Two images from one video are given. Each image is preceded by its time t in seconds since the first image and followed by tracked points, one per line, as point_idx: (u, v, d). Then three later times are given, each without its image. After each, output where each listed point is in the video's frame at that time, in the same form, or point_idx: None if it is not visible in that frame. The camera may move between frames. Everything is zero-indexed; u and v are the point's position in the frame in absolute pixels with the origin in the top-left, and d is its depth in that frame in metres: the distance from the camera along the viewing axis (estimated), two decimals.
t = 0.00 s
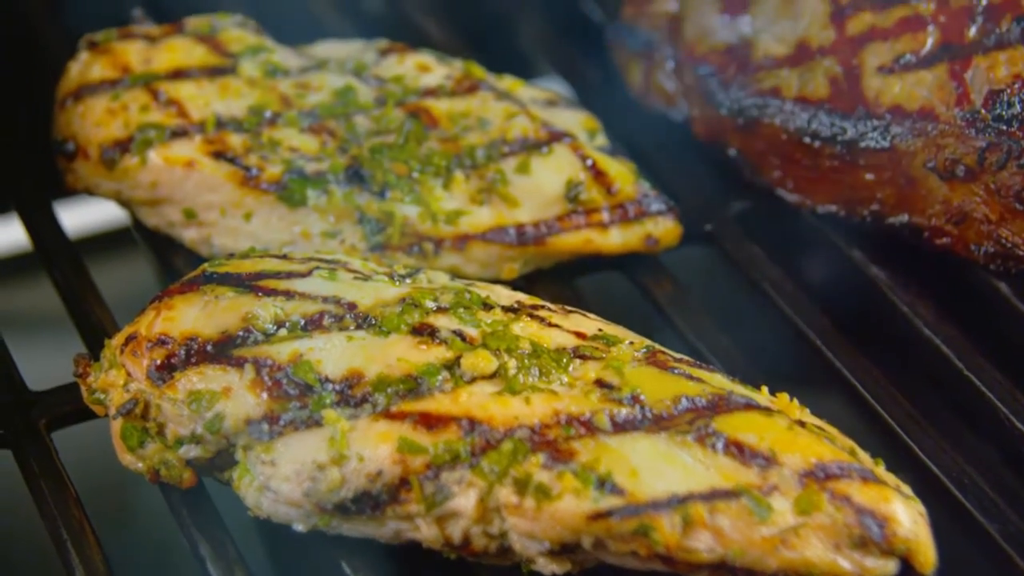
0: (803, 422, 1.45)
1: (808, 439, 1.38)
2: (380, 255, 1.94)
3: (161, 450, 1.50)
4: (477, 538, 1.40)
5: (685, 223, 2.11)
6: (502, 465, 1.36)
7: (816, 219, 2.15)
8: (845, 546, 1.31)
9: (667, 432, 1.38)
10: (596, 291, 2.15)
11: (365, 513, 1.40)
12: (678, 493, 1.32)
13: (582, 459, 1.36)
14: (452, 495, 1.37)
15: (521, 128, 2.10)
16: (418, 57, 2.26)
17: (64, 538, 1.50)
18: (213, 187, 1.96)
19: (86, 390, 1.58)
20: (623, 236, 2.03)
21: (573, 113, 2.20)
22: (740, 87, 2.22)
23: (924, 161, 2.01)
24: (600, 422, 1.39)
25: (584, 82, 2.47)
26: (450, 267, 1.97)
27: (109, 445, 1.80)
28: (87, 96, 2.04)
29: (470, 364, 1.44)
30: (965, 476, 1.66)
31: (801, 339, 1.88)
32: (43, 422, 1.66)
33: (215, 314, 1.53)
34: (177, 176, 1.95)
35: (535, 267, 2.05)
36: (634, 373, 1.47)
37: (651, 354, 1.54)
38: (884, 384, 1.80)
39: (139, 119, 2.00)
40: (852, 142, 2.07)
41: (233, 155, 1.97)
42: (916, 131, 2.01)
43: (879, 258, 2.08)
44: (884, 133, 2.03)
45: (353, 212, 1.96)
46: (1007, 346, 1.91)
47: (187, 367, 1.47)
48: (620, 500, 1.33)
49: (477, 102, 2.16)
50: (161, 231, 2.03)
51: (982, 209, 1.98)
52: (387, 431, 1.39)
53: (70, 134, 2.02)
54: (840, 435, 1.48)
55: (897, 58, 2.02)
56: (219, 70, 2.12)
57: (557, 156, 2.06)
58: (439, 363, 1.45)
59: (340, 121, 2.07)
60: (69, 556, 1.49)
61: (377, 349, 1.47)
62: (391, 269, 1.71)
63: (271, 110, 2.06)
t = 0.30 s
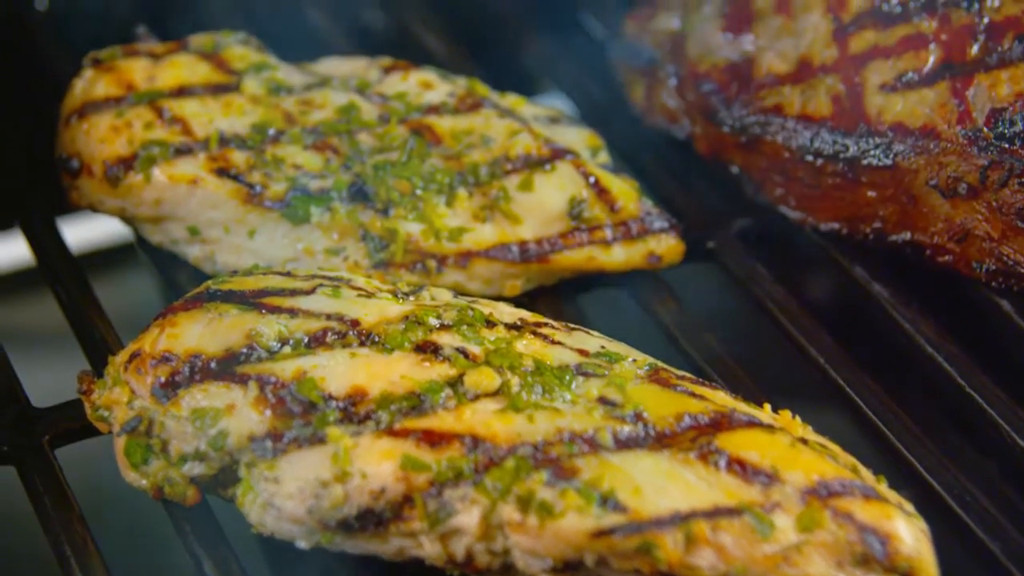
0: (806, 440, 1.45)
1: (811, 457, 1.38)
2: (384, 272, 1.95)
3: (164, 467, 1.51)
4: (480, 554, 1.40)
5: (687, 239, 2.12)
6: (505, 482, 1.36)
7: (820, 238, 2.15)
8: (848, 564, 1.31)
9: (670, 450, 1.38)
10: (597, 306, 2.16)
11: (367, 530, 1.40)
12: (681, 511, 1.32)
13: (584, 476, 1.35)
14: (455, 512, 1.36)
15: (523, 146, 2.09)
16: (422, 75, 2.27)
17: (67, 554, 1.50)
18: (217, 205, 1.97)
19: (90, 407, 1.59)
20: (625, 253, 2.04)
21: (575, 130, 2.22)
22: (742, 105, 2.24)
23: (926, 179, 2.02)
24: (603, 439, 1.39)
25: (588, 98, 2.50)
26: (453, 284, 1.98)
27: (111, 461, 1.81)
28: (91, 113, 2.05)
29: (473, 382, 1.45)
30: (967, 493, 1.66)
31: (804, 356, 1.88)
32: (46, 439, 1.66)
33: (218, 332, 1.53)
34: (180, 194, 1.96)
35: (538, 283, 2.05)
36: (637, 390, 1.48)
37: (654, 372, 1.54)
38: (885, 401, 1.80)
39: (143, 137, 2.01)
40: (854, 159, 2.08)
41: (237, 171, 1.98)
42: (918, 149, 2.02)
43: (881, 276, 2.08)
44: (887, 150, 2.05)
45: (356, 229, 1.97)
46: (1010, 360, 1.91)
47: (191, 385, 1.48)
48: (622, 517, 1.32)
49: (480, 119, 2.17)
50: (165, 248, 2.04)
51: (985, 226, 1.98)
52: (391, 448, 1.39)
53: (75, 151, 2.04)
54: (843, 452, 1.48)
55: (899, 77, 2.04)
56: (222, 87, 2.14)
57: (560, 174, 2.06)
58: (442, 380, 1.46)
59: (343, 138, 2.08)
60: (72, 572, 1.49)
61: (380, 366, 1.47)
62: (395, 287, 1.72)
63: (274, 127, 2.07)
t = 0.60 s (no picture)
0: (808, 461, 1.46)
1: (814, 478, 1.39)
2: (387, 292, 1.96)
3: (169, 487, 1.51)
4: None
5: (690, 261, 2.11)
6: (509, 503, 1.35)
7: (822, 258, 2.15)
8: None
9: (673, 470, 1.39)
10: (601, 327, 2.18)
11: (372, 550, 1.40)
12: (684, 531, 1.31)
13: (587, 497, 1.35)
14: (459, 532, 1.35)
15: (527, 166, 2.10)
16: (425, 96, 2.28)
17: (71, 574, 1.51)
18: (221, 226, 1.98)
19: (95, 427, 1.59)
20: (628, 274, 2.05)
21: (578, 150, 2.23)
22: (745, 126, 2.25)
23: (929, 200, 2.03)
24: (606, 459, 1.39)
25: (594, 119, 2.51)
26: (457, 304, 1.99)
27: (116, 480, 1.84)
28: (96, 133, 2.07)
29: (477, 403, 1.46)
30: (970, 513, 1.66)
31: (806, 377, 1.88)
32: (51, 459, 1.66)
33: (223, 352, 1.54)
34: (185, 214, 1.97)
35: (540, 304, 2.06)
36: (641, 412, 1.48)
37: (657, 393, 1.55)
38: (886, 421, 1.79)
39: (148, 157, 2.03)
40: (857, 180, 2.09)
41: (241, 192, 2.00)
42: (921, 170, 2.03)
43: (883, 296, 2.09)
44: (890, 171, 2.06)
45: (360, 249, 1.98)
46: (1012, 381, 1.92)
47: (196, 405, 1.48)
48: (625, 537, 1.31)
49: (484, 140, 2.17)
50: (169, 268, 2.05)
51: (987, 247, 1.99)
52: (394, 468, 1.39)
53: (79, 171, 2.05)
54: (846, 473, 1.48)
55: (901, 98, 2.07)
56: (226, 108, 2.16)
57: (563, 195, 2.07)
58: (446, 402, 1.47)
59: (347, 158, 2.10)
60: None
61: (385, 387, 1.49)
62: (399, 307, 1.72)
63: (279, 148, 2.09)
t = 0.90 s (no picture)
0: (811, 476, 1.46)
1: (816, 493, 1.39)
2: (391, 308, 1.97)
3: (172, 501, 1.51)
4: None
5: (693, 277, 2.12)
6: (512, 518, 1.35)
7: (825, 274, 2.15)
8: None
9: (675, 486, 1.39)
10: (604, 343, 2.19)
11: (375, 566, 1.40)
12: (687, 547, 1.31)
13: (590, 512, 1.35)
14: (462, 547, 1.34)
15: (530, 182, 2.11)
16: (429, 111, 2.30)
17: None
18: (224, 241, 1.99)
19: (99, 442, 1.61)
20: (631, 289, 2.05)
21: (581, 166, 2.24)
22: (748, 142, 2.25)
23: (931, 216, 2.04)
24: (609, 475, 1.39)
25: (595, 136, 2.51)
26: (460, 319, 2.00)
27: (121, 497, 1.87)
28: (100, 149, 2.08)
29: (480, 419, 1.46)
30: (973, 530, 1.65)
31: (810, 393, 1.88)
32: (55, 473, 1.67)
33: (226, 367, 1.54)
34: (188, 230, 1.98)
35: (543, 319, 2.07)
36: (643, 428, 1.49)
37: (660, 408, 1.55)
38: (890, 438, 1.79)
39: (152, 173, 2.04)
40: (859, 196, 2.10)
41: (245, 208, 2.01)
42: (923, 186, 2.03)
43: (886, 311, 2.09)
44: (892, 187, 2.06)
45: (363, 264, 1.98)
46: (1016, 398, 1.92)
47: (199, 420, 1.49)
48: (628, 553, 1.30)
49: (488, 155, 2.18)
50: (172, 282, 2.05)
51: (989, 263, 1.99)
52: (398, 484, 1.39)
53: (83, 188, 2.06)
54: (848, 489, 1.48)
55: (903, 113, 2.08)
56: (230, 123, 2.18)
57: (567, 210, 2.08)
58: (450, 417, 1.47)
59: (350, 173, 2.10)
60: None
61: (388, 403, 1.49)
62: (402, 323, 1.73)
63: (282, 164, 2.10)
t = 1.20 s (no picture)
0: (814, 492, 1.46)
1: (819, 510, 1.39)
2: (394, 322, 1.98)
3: (176, 517, 1.51)
4: None
5: (696, 293, 2.13)
6: (516, 534, 1.34)
7: (828, 290, 2.16)
8: None
9: (679, 502, 1.38)
10: (610, 358, 2.21)
11: None
12: (691, 564, 1.30)
13: (594, 528, 1.34)
14: (466, 563, 1.33)
15: (533, 198, 2.11)
16: (432, 127, 2.31)
17: None
18: (228, 256, 1.99)
19: (102, 457, 1.60)
20: (634, 305, 2.06)
21: (584, 182, 2.24)
22: (751, 158, 2.24)
23: (934, 232, 2.04)
24: (613, 491, 1.40)
25: (599, 150, 2.51)
26: (464, 335, 2.01)
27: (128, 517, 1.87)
28: (104, 164, 2.09)
29: (484, 435, 1.47)
30: (977, 546, 1.66)
31: (813, 409, 1.89)
32: (58, 489, 1.67)
33: (230, 384, 1.54)
34: (193, 245, 1.98)
35: (547, 334, 2.08)
36: (647, 444, 1.49)
37: (664, 424, 1.56)
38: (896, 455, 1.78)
39: (156, 189, 2.04)
40: (863, 212, 2.10)
41: (248, 223, 2.00)
42: (927, 203, 2.03)
43: (890, 328, 2.09)
44: (896, 203, 2.06)
45: (367, 280, 1.99)
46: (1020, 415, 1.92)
47: (204, 436, 1.49)
48: (633, 569, 1.30)
49: (491, 171, 2.18)
50: (177, 297, 2.06)
51: (993, 280, 2.00)
52: (401, 499, 1.39)
53: (88, 203, 2.07)
54: (852, 505, 1.48)
55: (907, 130, 2.09)
56: (234, 138, 2.19)
57: (570, 227, 2.07)
58: (454, 433, 1.47)
59: (354, 189, 2.10)
60: None
61: (391, 419, 1.50)
62: (406, 338, 1.74)
63: (287, 179, 2.10)
